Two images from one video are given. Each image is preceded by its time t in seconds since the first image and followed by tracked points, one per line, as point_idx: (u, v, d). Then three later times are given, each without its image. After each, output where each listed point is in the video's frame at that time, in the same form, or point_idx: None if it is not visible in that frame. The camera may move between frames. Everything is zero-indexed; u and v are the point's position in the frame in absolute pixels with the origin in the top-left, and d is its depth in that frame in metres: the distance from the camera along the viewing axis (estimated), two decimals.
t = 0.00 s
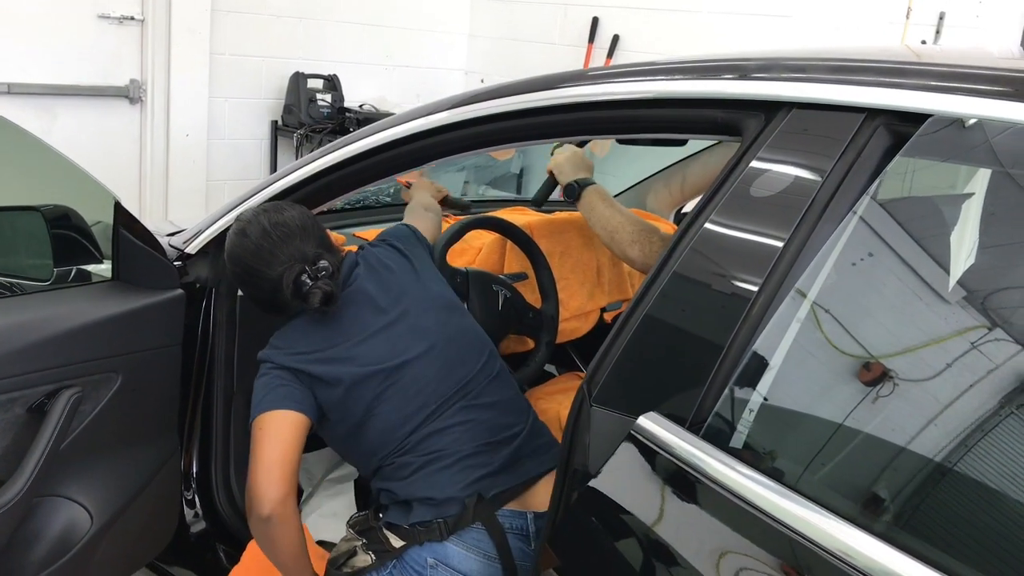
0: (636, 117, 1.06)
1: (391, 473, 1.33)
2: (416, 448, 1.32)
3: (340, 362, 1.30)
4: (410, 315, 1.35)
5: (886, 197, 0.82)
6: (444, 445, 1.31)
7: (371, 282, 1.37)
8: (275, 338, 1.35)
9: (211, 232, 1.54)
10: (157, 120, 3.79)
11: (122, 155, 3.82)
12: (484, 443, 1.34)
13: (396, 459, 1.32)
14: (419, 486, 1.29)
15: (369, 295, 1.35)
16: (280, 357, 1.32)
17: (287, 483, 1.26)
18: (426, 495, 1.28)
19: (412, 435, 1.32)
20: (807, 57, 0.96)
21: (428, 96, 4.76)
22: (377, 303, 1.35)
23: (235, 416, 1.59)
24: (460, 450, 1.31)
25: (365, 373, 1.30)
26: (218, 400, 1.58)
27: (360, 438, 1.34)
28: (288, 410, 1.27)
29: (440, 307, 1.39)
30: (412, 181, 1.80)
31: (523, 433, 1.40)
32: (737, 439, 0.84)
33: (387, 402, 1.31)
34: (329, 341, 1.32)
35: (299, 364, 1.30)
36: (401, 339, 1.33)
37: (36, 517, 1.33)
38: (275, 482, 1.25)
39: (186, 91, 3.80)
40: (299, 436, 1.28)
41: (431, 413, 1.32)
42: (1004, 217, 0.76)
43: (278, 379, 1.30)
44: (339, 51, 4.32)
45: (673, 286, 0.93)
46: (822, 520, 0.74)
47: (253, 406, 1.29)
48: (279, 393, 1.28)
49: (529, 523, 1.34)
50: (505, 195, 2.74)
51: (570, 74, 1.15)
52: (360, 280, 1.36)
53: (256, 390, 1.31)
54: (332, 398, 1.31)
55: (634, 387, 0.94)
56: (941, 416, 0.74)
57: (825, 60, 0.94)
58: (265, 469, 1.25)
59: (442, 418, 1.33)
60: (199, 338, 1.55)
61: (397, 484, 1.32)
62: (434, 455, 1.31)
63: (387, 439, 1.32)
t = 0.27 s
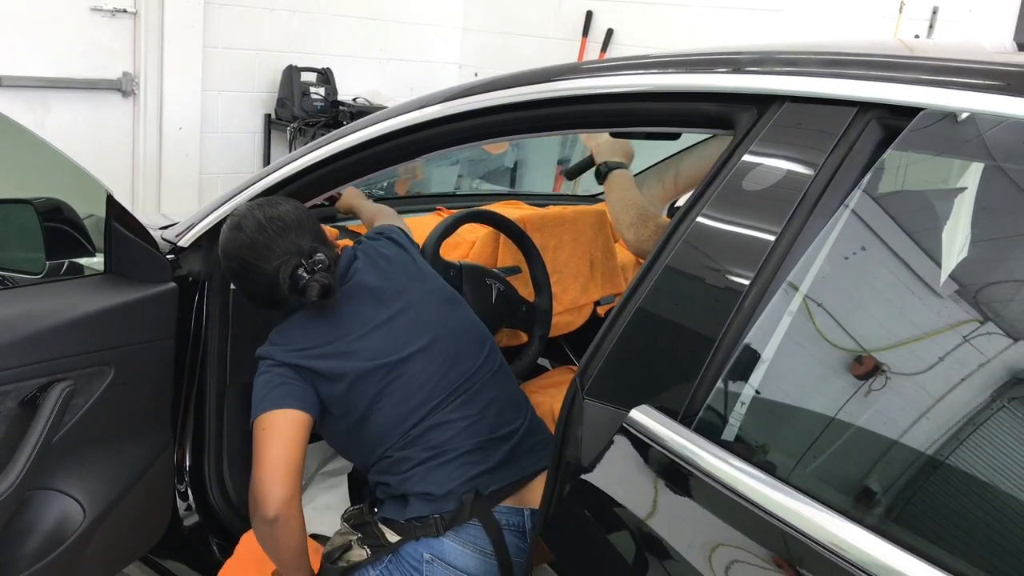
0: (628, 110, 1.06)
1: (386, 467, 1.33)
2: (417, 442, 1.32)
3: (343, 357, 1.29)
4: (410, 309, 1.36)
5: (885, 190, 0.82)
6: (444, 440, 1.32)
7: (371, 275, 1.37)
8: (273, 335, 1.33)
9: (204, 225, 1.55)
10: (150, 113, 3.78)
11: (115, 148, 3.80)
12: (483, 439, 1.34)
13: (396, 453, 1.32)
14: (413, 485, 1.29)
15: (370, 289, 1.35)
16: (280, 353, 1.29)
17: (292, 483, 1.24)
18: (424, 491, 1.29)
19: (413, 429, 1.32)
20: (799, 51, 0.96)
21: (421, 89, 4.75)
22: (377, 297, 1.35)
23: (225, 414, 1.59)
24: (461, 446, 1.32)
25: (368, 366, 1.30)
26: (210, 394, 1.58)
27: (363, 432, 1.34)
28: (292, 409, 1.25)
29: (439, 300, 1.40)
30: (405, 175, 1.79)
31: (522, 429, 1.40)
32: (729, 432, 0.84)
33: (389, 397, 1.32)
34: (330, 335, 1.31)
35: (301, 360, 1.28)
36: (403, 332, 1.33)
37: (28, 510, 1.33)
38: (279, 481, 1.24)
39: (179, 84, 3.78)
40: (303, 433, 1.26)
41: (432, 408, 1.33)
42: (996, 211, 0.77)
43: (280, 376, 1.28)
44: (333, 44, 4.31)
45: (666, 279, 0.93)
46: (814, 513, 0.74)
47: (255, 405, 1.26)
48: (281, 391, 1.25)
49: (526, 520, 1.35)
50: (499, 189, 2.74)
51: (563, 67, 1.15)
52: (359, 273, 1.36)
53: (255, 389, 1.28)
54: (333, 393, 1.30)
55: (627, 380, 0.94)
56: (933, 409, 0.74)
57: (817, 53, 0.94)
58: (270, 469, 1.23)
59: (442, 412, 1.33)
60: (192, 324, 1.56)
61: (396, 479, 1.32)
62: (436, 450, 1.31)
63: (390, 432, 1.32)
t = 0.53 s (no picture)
0: (622, 109, 1.06)
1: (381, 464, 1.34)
2: (419, 447, 1.32)
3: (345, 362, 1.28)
4: (414, 313, 1.34)
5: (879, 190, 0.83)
6: (445, 447, 1.32)
7: (374, 278, 1.35)
8: (272, 337, 1.32)
9: (199, 222, 1.54)
10: (144, 109, 3.76)
11: (108, 145, 3.78)
12: (484, 446, 1.34)
13: (398, 457, 1.32)
14: (411, 489, 1.30)
15: (372, 292, 1.33)
16: (281, 358, 1.29)
17: (291, 492, 1.25)
18: (423, 497, 1.29)
19: (414, 435, 1.32)
20: (792, 50, 0.97)
21: (416, 86, 4.75)
22: (380, 300, 1.33)
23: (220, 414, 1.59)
24: (462, 453, 1.32)
25: (371, 373, 1.28)
26: (204, 391, 1.57)
27: (363, 437, 1.33)
28: (292, 417, 1.24)
29: (443, 303, 1.38)
30: (400, 171, 1.79)
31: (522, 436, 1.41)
32: (722, 429, 0.85)
33: (392, 402, 1.31)
34: (332, 340, 1.29)
35: (302, 366, 1.28)
36: (405, 337, 1.32)
37: (22, 507, 1.33)
38: (279, 490, 1.24)
39: (173, 80, 3.77)
40: (302, 439, 1.25)
41: (433, 413, 1.32)
42: (987, 210, 0.77)
43: (281, 381, 1.27)
44: (327, 41, 4.30)
45: (659, 277, 0.94)
46: (807, 510, 0.75)
47: (254, 410, 1.26)
48: (282, 398, 1.25)
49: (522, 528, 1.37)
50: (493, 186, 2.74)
51: (557, 65, 1.15)
52: (360, 275, 1.34)
53: (256, 394, 1.28)
54: (335, 399, 1.29)
55: (621, 378, 0.94)
56: (925, 407, 0.75)
57: (810, 52, 0.94)
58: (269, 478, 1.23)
59: (445, 417, 1.33)
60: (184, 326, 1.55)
61: (394, 483, 1.32)
62: (437, 456, 1.31)
63: (391, 437, 1.32)
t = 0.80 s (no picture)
0: (620, 107, 1.06)
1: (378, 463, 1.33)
2: (425, 454, 1.31)
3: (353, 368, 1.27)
4: (425, 319, 1.32)
5: (865, 189, 0.83)
6: (451, 455, 1.32)
7: (385, 281, 1.33)
8: (278, 337, 1.31)
9: (194, 221, 1.55)
10: (140, 107, 3.75)
11: (104, 143, 3.77)
12: (492, 455, 1.35)
13: (403, 463, 1.32)
14: (416, 496, 1.31)
15: (382, 296, 1.31)
16: (287, 360, 1.27)
17: (293, 497, 1.24)
18: (428, 505, 1.30)
19: (420, 442, 1.31)
20: (789, 49, 0.97)
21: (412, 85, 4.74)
22: (390, 305, 1.31)
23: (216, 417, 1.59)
24: (469, 462, 1.33)
25: (378, 379, 1.27)
26: (201, 390, 1.57)
27: (371, 442, 1.32)
28: (296, 422, 1.22)
29: (454, 309, 1.36)
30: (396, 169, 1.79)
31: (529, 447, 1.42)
32: (718, 427, 0.85)
33: (399, 409, 1.30)
34: (340, 345, 1.28)
35: (309, 370, 1.26)
36: (415, 345, 1.30)
37: (18, 505, 1.32)
38: (281, 498, 1.23)
39: (169, 77, 3.76)
40: (307, 447, 1.24)
41: (440, 420, 1.31)
42: (983, 209, 0.77)
43: (285, 385, 1.26)
44: (323, 39, 4.30)
45: (657, 276, 0.94)
46: (802, 508, 0.75)
47: (258, 412, 1.25)
48: (287, 401, 1.23)
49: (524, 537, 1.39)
50: (489, 184, 2.74)
51: (555, 64, 1.15)
52: (369, 278, 1.32)
53: (260, 395, 1.27)
54: (342, 404, 1.28)
55: (618, 377, 0.94)
56: (920, 406, 0.75)
57: (807, 52, 0.94)
58: (272, 484, 1.23)
59: (451, 425, 1.32)
60: (181, 331, 1.55)
61: (400, 488, 1.33)
62: (445, 463, 1.31)
63: (398, 442, 1.31)
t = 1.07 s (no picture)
0: (619, 101, 1.06)
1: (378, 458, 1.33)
2: (439, 449, 1.32)
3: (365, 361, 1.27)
4: (438, 315, 1.33)
5: (864, 182, 0.83)
6: (460, 452, 1.32)
7: (401, 273, 1.34)
8: (291, 327, 1.31)
9: (194, 216, 1.54)
10: (139, 102, 3.75)
11: (104, 138, 3.77)
12: (501, 454, 1.35)
13: (412, 457, 1.32)
14: (424, 492, 1.31)
15: (395, 290, 1.31)
16: (300, 352, 1.28)
17: (304, 488, 1.26)
18: (436, 501, 1.30)
19: (431, 437, 1.32)
20: (789, 43, 0.97)
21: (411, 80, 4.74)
22: (405, 299, 1.32)
23: (217, 411, 1.60)
24: (478, 460, 1.33)
25: (389, 373, 1.28)
26: (200, 386, 1.58)
27: (380, 435, 1.33)
28: (307, 414, 1.24)
29: (468, 304, 1.37)
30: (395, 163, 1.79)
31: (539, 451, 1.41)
32: (717, 420, 0.85)
33: (410, 403, 1.30)
34: (354, 337, 1.28)
35: (322, 362, 1.27)
36: (429, 339, 1.31)
37: (19, 499, 1.33)
38: (291, 488, 1.25)
39: (167, 72, 3.76)
40: (316, 439, 1.25)
41: (451, 415, 1.32)
42: (982, 202, 0.77)
43: (296, 376, 1.27)
44: (322, 34, 4.29)
45: (657, 269, 0.94)
46: (801, 501, 0.75)
47: (269, 404, 1.26)
48: (298, 394, 1.25)
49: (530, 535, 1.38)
50: (490, 179, 2.74)
51: (555, 58, 1.15)
52: (384, 271, 1.32)
53: (272, 386, 1.28)
54: (355, 397, 1.29)
55: (618, 370, 0.94)
56: (920, 399, 0.75)
57: (806, 45, 0.94)
58: (281, 475, 1.24)
59: (462, 421, 1.33)
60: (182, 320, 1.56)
61: (408, 483, 1.32)
62: (455, 460, 1.32)
63: (409, 438, 1.32)
